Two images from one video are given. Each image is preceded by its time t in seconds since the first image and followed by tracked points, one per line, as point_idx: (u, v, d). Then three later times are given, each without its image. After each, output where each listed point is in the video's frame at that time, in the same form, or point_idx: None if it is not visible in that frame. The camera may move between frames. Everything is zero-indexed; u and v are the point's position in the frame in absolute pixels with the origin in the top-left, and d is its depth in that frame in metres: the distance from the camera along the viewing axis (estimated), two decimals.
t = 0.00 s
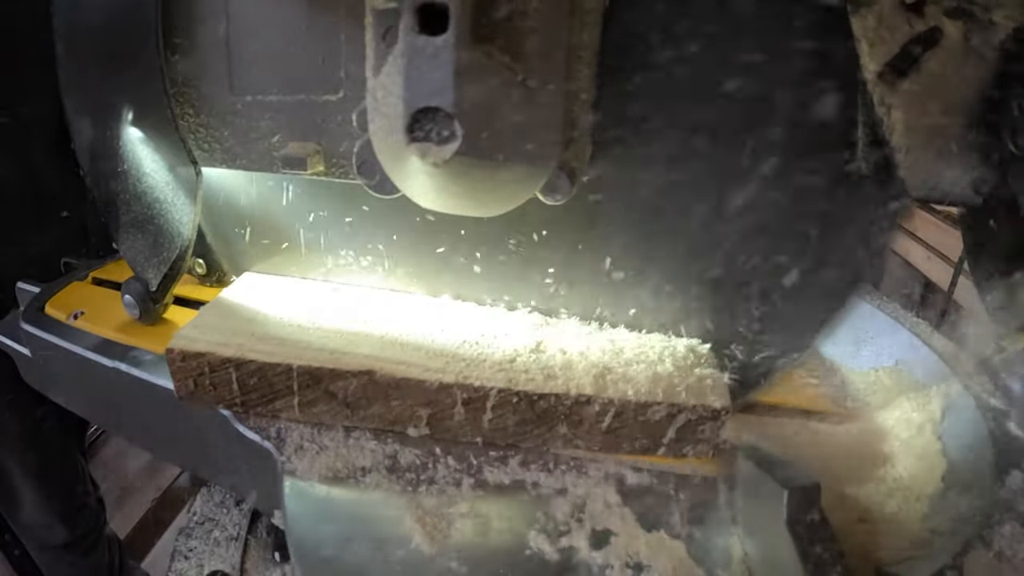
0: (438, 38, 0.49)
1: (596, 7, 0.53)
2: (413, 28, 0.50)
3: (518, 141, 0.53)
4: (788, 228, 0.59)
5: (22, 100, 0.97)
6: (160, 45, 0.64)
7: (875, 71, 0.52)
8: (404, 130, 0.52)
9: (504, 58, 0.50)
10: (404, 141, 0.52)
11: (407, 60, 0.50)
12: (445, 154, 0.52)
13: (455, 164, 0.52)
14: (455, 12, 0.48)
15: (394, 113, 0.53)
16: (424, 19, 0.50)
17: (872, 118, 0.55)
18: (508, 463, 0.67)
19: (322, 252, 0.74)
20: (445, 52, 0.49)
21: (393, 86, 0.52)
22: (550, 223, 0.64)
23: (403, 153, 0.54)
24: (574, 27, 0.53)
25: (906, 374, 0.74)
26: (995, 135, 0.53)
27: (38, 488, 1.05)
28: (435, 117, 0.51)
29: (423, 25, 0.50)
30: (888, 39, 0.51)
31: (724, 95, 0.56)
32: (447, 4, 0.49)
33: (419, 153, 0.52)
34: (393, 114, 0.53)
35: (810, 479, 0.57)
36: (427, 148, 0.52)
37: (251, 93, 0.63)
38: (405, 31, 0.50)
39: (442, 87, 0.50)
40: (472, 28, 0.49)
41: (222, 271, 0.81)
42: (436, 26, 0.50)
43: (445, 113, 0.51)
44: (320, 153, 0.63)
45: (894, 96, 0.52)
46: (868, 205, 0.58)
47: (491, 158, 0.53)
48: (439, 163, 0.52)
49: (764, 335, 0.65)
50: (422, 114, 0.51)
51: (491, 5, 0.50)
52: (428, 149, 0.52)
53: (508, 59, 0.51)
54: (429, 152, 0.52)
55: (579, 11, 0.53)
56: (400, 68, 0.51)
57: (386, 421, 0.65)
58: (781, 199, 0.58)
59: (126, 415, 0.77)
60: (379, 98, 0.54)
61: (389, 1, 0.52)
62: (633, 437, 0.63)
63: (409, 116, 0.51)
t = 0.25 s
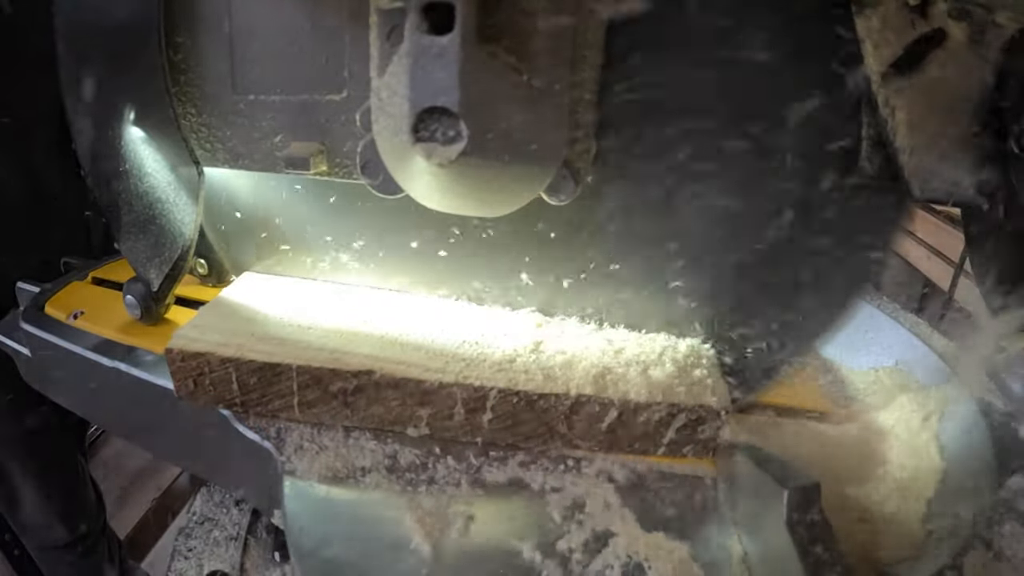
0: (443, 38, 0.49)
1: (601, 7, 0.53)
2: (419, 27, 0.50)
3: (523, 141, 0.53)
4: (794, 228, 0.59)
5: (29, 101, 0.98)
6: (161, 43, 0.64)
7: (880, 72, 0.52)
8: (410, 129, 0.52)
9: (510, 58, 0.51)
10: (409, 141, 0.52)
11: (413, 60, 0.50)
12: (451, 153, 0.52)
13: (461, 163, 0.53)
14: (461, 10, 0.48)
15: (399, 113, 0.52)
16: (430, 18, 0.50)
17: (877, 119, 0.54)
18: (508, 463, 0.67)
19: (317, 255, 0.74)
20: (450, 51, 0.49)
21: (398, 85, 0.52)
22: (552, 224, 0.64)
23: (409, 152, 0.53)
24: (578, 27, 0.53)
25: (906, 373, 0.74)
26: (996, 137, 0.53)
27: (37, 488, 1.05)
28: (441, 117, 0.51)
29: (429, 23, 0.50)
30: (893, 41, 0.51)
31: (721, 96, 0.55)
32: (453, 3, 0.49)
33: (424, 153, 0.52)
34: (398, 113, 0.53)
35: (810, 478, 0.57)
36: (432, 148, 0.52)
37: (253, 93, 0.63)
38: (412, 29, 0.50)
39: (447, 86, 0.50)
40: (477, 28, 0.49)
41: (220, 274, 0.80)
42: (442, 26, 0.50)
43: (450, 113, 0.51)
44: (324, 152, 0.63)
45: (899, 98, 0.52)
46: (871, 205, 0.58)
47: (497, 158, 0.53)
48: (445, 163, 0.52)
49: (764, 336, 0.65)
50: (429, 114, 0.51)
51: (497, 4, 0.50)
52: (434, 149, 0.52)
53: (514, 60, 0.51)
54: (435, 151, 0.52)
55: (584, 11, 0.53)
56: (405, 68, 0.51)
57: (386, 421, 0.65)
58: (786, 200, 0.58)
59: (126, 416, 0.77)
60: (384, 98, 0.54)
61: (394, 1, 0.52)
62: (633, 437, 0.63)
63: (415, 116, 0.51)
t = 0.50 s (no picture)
0: (448, 38, 0.49)
1: (607, 6, 0.53)
2: (423, 28, 0.50)
3: (527, 142, 0.53)
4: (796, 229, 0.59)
5: (30, 101, 0.98)
6: (164, 42, 0.64)
7: (882, 72, 0.53)
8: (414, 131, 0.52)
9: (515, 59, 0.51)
10: (414, 141, 0.52)
11: (418, 59, 0.50)
12: (455, 153, 0.52)
13: (465, 164, 0.52)
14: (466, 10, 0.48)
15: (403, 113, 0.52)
16: (434, 18, 0.50)
17: (878, 120, 0.55)
18: (507, 463, 0.66)
19: (319, 254, 0.74)
20: (455, 52, 0.49)
21: (402, 85, 0.52)
22: (553, 224, 0.64)
23: (413, 153, 0.53)
24: (583, 27, 0.53)
25: (908, 376, 0.75)
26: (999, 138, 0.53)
27: (36, 488, 1.05)
28: (445, 117, 0.51)
29: (433, 24, 0.50)
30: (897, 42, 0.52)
31: (724, 95, 0.56)
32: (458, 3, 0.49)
33: (429, 154, 0.52)
34: (402, 114, 0.52)
35: (811, 479, 0.57)
36: (437, 148, 0.52)
37: (256, 92, 0.63)
38: (416, 29, 0.50)
39: (451, 87, 0.50)
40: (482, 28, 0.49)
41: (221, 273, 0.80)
42: (446, 25, 0.50)
43: (454, 113, 0.51)
44: (326, 152, 0.63)
45: (901, 98, 0.53)
46: (873, 205, 0.58)
47: (501, 158, 0.53)
48: (449, 164, 0.52)
49: (764, 338, 0.65)
50: (433, 114, 0.51)
51: (502, 4, 0.50)
52: (439, 150, 0.52)
53: (518, 60, 0.51)
54: (438, 152, 0.52)
55: (589, 11, 0.53)
56: (410, 68, 0.51)
57: (386, 421, 0.65)
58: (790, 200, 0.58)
59: (126, 416, 0.77)
60: (388, 98, 0.54)
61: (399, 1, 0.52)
62: (634, 437, 0.63)
63: (419, 116, 0.51)
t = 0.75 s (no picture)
0: (452, 38, 0.49)
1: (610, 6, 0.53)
2: (428, 28, 0.50)
3: (531, 142, 0.53)
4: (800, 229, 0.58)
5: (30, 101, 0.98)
6: (166, 41, 0.64)
7: (886, 73, 0.53)
8: (418, 130, 0.52)
9: (519, 59, 0.51)
10: (418, 141, 0.52)
11: (422, 59, 0.50)
12: (459, 154, 0.52)
13: (469, 163, 0.52)
14: (471, 10, 0.48)
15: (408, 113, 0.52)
16: (439, 18, 0.50)
17: (882, 120, 0.54)
18: (508, 463, 0.66)
19: (319, 255, 0.73)
20: (459, 52, 0.49)
21: (406, 85, 0.52)
22: (555, 224, 0.63)
23: (419, 153, 0.53)
24: (587, 27, 0.53)
25: (909, 374, 0.75)
26: (1000, 140, 0.53)
27: (36, 487, 1.05)
28: (450, 117, 0.51)
29: (438, 23, 0.50)
30: (901, 43, 0.52)
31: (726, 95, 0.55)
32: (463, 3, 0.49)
33: (433, 154, 0.52)
34: (407, 114, 0.52)
35: (812, 479, 0.57)
36: (441, 148, 0.52)
37: (258, 92, 0.63)
38: (420, 29, 0.50)
39: (456, 87, 0.50)
40: (487, 28, 0.49)
41: (222, 273, 0.80)
42: (450, 25, 0.50)
43: (459, 113, 0.50)
44: (329, 153, 0.63)
45: (904, 99, 0.53)
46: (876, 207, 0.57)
47: (505, 158, 0.53)
48: (453, 163, 0.52)
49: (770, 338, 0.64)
50: (437, 114, 0.51)
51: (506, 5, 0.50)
52: (443, 150, 0.52)
53: (523, 60, 0.51)
54: (443, 152, 0.52)
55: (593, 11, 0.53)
56: (414, 67, 0.51)
57: (386, 421, 0.65)
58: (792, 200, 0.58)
59: (126, 416, 0.76)
60: (392, 98, 0.54)
61: (403, 1, 0.52)
62: (635, 438, 0.63)
63: (423, 116, 0.51)
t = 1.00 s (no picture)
0: (455, 38, 0.49)
1: (612, 6, 0.53)
2: (430, 28, 0.50)
3: (532, 142, 0.53)
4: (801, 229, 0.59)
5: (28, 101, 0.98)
6: (167, 41, 0.64)
7: (889, 74, 0.52)
8: (420, 130, 0.52)
9: (521, 59, 0.51)
10: (420, 141, 0.52)
11: (424, 59, 0.50)
12: (461, 154, 0.52)
13: (471, 163, 0.52)
14: (473, 11, 0.48)
15: (409, 113, 0.52)
16: (440, 18, 0.50)
17: (884, 120, 0.54)
18: (508, 463, 0.66)
19: (325, 253, 0.73)
20: (461, 52, 0.49)
21: (408, 85, 0.52)
22: (555, 224, 0.63)
23: (420, 153, 0.53)
24: (590, 27, 0.53)
25: (908, 376, 0.75)
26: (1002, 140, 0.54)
27: (37, 487, 1.05)
28: (452, 117, 0.51)
29: (440, 23, 0.50)
30: (903, 44, 0.52)
31: (727, 95, 0.55)
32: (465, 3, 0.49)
33: (434, 154, 0.52)
34: (408, 114, 0.52)
35: (812, 479, 0.57)
36: (443, 148, 0.52)
37: (259, 92, 0.63)
38: (423, 29, 0.50)
39: (458, 87, 0.50)
40: (489, 28, 0.49)
41: (222, 273, 0.80)
42: (453, 25, 0.50)
43: (462, 114, 0.51)
44: (330, 153, 0.63)
45: (906, 100, 0.53)
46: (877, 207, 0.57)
47: (507, 158, 0.53)
48: (455, 163, 0.52)
49: (774, 337, 0.64)
50: (439, 114, 0.51)
51: (509, 5, 0.50)
52: (445, 150, 0.52)
53: (525, 60, 0.51)
54: (445, 152, 0.52)
55: (595, 11, 0.53)
56: (416, 67, 0.51)
57: (386, 421, 0.65)
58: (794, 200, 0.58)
59: (126, 416, 0.76)
60: (393, 98, 0.54)
61: (405, 0, 0.52)
62: (635, 438, 0.63)
63: (426, 116, 0.51)
